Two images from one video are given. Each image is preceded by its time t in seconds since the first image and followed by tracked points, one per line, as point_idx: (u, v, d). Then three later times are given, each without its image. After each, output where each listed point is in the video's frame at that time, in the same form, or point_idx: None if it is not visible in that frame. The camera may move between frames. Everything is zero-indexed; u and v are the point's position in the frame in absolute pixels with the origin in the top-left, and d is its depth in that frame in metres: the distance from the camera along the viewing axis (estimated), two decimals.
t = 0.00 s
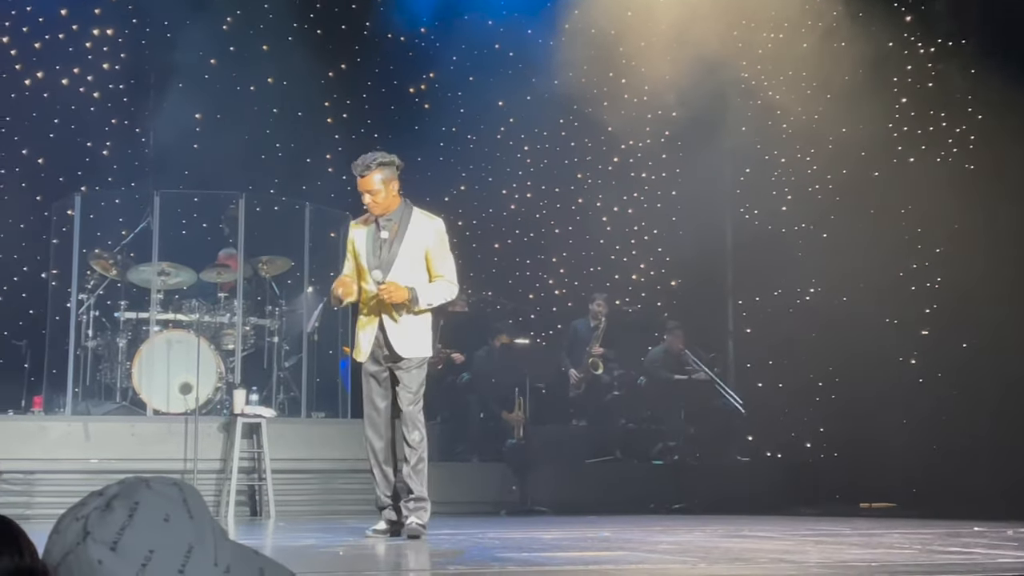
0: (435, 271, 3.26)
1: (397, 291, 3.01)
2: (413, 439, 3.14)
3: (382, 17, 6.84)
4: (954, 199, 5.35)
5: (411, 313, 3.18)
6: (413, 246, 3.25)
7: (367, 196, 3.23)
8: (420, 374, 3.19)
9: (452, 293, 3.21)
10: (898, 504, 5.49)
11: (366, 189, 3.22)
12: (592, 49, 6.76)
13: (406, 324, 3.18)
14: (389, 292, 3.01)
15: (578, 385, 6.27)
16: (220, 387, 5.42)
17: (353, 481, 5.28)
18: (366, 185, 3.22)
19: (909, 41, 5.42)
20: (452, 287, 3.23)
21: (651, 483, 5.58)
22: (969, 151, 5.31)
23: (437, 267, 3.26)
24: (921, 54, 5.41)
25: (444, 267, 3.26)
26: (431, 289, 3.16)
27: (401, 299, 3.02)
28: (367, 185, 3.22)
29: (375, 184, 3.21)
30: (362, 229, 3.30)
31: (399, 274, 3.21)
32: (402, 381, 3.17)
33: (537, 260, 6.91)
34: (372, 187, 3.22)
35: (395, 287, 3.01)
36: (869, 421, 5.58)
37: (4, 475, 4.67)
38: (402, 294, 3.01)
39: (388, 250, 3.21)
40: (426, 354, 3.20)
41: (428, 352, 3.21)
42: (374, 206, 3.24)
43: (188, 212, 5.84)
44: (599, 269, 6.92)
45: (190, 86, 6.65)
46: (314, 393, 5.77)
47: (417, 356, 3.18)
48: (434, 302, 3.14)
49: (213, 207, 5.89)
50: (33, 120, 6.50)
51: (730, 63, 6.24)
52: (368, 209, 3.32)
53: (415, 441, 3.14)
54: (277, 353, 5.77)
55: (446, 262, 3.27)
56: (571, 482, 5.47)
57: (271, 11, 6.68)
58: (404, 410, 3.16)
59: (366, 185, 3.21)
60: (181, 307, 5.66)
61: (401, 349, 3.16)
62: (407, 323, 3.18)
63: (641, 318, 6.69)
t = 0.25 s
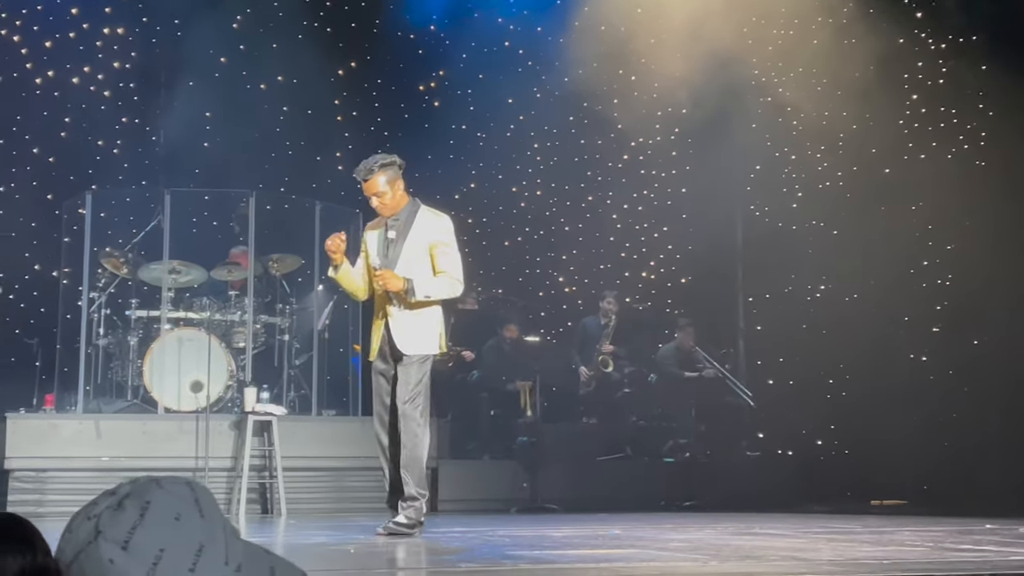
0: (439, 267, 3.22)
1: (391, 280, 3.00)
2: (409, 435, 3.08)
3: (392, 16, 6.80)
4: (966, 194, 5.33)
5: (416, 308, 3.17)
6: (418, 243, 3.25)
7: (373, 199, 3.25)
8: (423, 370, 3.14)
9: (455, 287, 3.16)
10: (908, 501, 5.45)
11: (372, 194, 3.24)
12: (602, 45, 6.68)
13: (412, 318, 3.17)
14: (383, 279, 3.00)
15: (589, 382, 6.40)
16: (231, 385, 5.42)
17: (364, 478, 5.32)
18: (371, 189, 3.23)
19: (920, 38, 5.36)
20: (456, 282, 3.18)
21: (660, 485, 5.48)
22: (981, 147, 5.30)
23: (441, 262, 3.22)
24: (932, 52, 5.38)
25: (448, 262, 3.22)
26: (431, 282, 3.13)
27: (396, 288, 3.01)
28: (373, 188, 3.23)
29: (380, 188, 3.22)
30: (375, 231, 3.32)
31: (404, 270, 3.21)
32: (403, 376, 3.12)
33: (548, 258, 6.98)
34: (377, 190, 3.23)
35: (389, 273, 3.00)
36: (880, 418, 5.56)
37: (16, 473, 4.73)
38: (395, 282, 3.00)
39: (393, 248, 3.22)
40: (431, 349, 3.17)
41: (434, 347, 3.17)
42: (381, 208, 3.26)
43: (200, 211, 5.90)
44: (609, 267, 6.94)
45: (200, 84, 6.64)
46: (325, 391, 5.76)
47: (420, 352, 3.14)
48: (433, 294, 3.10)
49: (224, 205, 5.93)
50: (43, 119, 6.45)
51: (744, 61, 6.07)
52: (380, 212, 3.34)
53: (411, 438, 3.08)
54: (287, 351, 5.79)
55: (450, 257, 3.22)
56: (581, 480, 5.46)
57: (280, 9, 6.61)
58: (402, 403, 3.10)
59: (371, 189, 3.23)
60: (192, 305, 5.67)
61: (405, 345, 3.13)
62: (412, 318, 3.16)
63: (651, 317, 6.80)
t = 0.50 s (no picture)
0: (450, 263, 3.23)
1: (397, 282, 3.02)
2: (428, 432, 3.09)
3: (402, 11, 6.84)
4: (978, 191, 5.32)
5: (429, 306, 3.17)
6: (428, 241, 3.24)
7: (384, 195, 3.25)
8: (440, 366, 3.14)
9: (464, 284, 3.16)
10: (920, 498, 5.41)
11: (382, 189, 3.24)
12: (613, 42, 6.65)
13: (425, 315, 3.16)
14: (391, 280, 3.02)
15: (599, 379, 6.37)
16: (243, 381, 5.45)
17: (376, 475, 5.33)
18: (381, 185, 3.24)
19: (933, 35, 5.33)
20: (465, 279, 3.18)
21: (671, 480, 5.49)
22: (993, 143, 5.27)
23: (452, 260, 3.22)
24: (944, 48, 5.33)
25: (459, 260, 3.22)
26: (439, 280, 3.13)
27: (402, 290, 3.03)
28: (383, 185, 3.23)
29: (391, 184, 3.23)
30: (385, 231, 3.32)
31: (414, 268, 3.21)
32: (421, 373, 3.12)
33: (559, 255, 6.97)
34: (388, 187, 3.23)
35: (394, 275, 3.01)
36: (892, 415, 5.55)
37: (29, 471, 4.77)
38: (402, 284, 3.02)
39: (403, 247, 3.23)
40: (447, 345, 3.16)
41: (450, 342, 3.17)
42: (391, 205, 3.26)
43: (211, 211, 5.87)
44: (621, 264, 6.93)
45: (212, 82, 6.66)
46: (337, 388, 5.78)
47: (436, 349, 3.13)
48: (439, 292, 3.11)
49: (236, 205, 5.88)
50: (56, 116, 6.48)
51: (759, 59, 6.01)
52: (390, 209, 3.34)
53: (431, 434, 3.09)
54: (299, 348, 5.79)
55: (461, 253, 3.23)
56: (593, 476, 5.44)
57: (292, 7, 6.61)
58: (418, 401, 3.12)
59: (382, 185, 3.23)
60: (204, 302, 5.66)
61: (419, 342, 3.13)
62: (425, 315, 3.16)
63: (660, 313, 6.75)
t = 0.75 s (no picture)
0: (468, 261, 3.23)
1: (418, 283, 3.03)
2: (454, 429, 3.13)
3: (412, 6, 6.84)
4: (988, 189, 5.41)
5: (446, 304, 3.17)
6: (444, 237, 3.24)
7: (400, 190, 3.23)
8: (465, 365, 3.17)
9: (482, 282, 3.17)
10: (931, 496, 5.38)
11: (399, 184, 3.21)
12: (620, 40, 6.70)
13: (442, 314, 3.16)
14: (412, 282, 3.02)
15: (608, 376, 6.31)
16: (251, 379, 5.46)
17: (385, 472, 5.34)
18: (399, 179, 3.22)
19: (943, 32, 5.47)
20: (483, 277, 3.18)
21: (680, 477, 5.51)
22: (1002, 141, 5.39)
23: (469, 257, 3.23)
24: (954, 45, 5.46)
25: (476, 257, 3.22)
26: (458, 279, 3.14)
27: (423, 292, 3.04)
28: (400, 180, 3.21)
29: (407, 179, 3.20)
30: (397, 225, 3.31)
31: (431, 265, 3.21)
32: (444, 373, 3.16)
33: (568, 252, 6.87)
34: (405, 182, 3.21)
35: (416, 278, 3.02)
36: (901, 412, 5.55)
37: (39, 467, 4.78)
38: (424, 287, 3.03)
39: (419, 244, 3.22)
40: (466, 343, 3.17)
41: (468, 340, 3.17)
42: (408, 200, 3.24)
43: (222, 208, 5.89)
44: (629, 261, 6.87)
45: (220, 80, 6.67)
46: (345, 386, 5.79)
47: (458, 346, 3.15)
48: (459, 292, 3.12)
49: (244, 201, 5.91)
50: (65, 115, 6.45)
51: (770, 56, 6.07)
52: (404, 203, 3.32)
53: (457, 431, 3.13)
54: (307, 345, 5.77)
55: (479, 251, 3.23)
56: (602, 473, 5.44)
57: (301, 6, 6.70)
58: (450, 402, 3.16)
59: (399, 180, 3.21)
60: (213, 300, 5.68)
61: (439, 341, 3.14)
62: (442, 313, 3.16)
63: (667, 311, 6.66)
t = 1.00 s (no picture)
0: (495, 262, 3.29)
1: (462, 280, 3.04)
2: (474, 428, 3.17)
3: (419, 8, 6.88)
4: (997, 187, 5.35)
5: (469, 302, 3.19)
6: (473, 237, 3.27)
7: (434, 182, 3.22)
8: (487, 364, 3.20)
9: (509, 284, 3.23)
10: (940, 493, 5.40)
11: (434, 176, 3.21)
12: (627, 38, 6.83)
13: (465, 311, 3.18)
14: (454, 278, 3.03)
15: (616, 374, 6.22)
16: (259, 376, 5.45)
17: (393, 470, 5.34)
18: (434, 171, 3.21)
19: (952, 29, 5.49)
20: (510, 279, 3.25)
21: (687, 474, 5.51)
22: (1012, 137, 5.34)
23: (495, 258, 3.29)
24: (963, 41, 5.47)
25: (502, 259, 3.29)
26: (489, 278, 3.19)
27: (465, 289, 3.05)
28: (435, 172, 3.20)
29: (443, 173, 3.20)
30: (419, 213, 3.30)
31: (458, 261, 3.23)
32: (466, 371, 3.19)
33: (575, 250, 6.77)
34: (440, 175, 3.21)
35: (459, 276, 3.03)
36: (909, 411, 5.53)
37: (49, 465, 4.81)
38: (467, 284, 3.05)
39: (448, 240, 3.24)
40: (488, 344, 3.20)
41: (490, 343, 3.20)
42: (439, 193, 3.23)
43: (229, 207, 5.86)
44: (637, 259, 6.80)
45: (228, 76, 6.67)
46: (353, 384, 5.79)
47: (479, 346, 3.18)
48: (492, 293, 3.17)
49: (252, 199, 5.87)
50: (73, 113, 6.50)
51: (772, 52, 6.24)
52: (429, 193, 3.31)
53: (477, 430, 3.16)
54: (316, 343, 5.73)
55: (505, 254, 3.30)
56: (611, 470, 5.44)
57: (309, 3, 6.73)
58: (474, 401, 3.19)
59: (434, 172, 3.20)
60: (222, 298, 5.68)
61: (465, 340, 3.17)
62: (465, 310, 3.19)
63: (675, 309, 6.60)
